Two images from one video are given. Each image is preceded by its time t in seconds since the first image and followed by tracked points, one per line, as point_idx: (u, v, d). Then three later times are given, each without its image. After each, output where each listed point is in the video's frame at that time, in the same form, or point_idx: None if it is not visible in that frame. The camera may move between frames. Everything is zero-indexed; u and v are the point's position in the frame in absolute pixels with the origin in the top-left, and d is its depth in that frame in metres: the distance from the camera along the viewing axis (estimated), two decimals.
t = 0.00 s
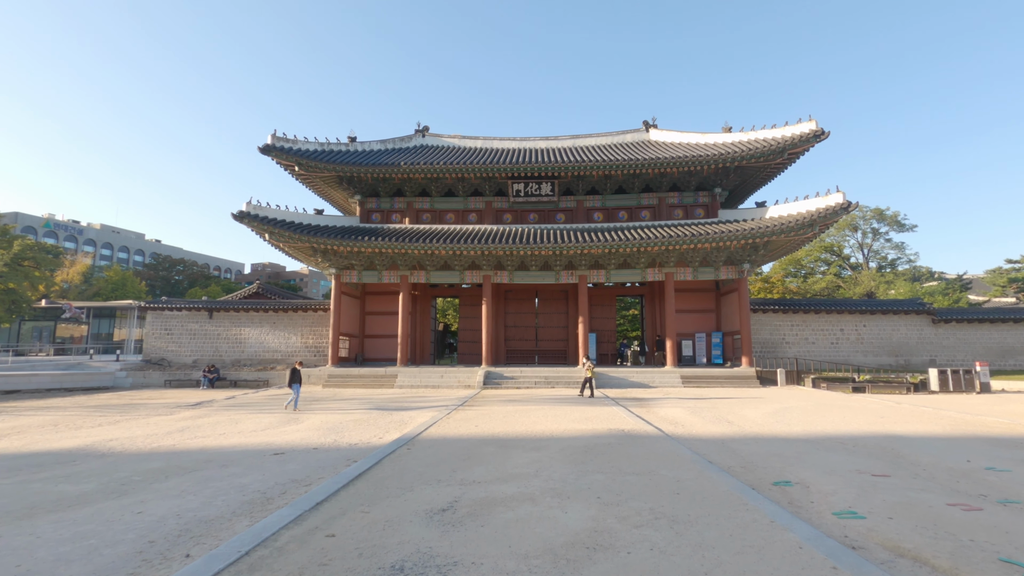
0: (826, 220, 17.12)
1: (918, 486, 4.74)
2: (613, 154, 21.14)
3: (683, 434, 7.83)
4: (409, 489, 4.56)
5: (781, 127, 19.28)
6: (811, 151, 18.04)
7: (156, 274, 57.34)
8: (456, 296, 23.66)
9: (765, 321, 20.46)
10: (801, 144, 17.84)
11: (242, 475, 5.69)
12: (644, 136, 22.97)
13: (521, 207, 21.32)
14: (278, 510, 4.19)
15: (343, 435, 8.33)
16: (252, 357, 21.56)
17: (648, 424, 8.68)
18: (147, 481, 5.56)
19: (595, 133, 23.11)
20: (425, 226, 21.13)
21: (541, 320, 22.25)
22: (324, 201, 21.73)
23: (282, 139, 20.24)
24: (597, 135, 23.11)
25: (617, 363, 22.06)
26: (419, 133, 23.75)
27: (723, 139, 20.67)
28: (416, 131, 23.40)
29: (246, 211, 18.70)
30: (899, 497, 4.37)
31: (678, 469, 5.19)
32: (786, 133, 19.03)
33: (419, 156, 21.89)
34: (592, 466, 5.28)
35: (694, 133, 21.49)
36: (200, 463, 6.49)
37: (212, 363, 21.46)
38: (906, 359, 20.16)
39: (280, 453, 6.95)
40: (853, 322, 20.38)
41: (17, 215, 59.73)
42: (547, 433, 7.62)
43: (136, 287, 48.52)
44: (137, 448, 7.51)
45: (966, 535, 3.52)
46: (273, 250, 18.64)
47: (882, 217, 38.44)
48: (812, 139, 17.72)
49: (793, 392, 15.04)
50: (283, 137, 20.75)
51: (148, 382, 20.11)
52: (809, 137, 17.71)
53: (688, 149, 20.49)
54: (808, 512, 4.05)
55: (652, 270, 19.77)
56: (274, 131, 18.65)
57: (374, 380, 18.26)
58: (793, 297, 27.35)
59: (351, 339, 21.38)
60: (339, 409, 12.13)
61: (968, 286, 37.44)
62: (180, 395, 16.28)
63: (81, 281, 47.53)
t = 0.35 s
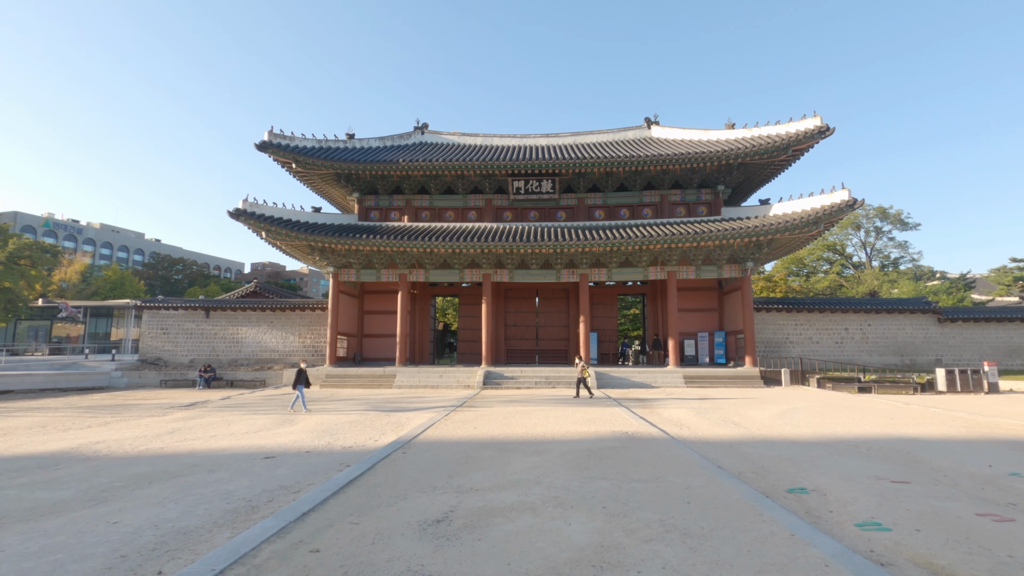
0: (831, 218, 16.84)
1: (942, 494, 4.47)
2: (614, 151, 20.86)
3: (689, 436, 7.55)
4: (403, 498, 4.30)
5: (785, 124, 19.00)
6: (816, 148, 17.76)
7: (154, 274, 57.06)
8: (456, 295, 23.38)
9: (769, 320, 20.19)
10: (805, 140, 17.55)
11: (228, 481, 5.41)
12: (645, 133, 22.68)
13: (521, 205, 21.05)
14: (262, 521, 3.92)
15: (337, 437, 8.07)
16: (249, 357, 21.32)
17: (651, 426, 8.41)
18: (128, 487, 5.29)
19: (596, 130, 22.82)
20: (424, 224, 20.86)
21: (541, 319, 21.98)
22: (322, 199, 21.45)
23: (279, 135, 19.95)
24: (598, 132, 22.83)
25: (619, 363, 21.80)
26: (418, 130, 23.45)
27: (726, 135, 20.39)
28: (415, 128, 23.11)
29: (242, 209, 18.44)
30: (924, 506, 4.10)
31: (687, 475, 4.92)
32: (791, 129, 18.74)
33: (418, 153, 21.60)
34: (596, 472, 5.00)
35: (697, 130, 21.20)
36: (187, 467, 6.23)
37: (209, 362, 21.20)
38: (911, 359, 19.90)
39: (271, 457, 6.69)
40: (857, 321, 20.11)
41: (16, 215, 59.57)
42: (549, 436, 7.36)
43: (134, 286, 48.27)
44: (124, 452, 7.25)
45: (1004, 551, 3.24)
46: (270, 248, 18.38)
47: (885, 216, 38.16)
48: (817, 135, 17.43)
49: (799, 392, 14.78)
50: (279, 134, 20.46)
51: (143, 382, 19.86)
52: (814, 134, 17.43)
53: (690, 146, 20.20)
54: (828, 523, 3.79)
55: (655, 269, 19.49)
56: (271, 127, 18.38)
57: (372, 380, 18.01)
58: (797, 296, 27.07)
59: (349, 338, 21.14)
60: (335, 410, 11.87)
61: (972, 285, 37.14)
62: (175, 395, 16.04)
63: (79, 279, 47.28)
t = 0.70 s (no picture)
0: (836, 215, 16.57)
1: (967, 501, 4.21)
2: (616, 148, 20.60)
3: (694, 438, 7.29)
4: (393, 506, 4.04)
5: (789, 120, 18.72)
6: (820, 144, 17.48)
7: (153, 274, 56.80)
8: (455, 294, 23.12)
9: (772, 319, 19.91)
10: (810, 136, 17.28)
11: (212, 487, 5.14)
12: (647, 130, 22.42)
13: (521, 203, 20.79)
14: (241, 531, 3.66)
15: (331, 439, 7.81)
16: (246, 357, 21.07)
17: (655, 427, 8.15)
18: (106, 493, 5.02)
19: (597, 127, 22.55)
20: (423, 222, 20.60)
21: (541, 319, 21.72)
22: (320, 197, 21.20)
23: (276, 132, 19.69)
24: (599, 129, 22.57)
25: (620, 363, 21.54)
26: (417, 127, 23.21)
27: (729, 132, 20.11)
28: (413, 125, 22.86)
29: (238, 207, 18.20)
30: (951, 516, 3.84)
31: (694, 480, 4.67)
32: (795, 125, 18.48)
33: (417, 150, 21.36)
34: (598, 477, 4.73)
35: (699, 127, 20.94)
36: (171, 471, 5.97)
37: (205, 362, 20.95)
38: (916, 359, 19.62)
39: (261, 460, 6.43)
40: (862, 320, 19.83)
41: (16, 215, 59.42)
42: (549, 438, 7.11)
43: (133, 286, 48.01)
44: (108, 454, 6.99)
45: None
46: (266, 246, 18.13)
47: (887, 214, 37.90)
48: (821, 131, 17.17)
49: (804, 392, 14.52)
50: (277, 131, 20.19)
51: (138, 382, 19.61)
52: (819, 130, 17.16)
53: (693, 143, 19.94)
54: (849, 534, 3.53)
55: (656, 267, 19.23)
56: (267, 124, 18.13)
57: (370, 380, 17.75)
58: (799, 295, 26.81)
59: (347, 338, 20.90)
60: (331, 411, 11.63)
61: (976, 284, 36.84)
62: (169, 396, 15.80)
63: (78, 279, 47.06)
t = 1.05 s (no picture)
0: (841, 213, 16.30)
1: (994, 514, 3.94)
2: (617, 145, 20.31)
3: (699, 443, 7.03)
4: (380, 520, 3.76)
5: (793, 117, 18.45)
6: (824, 141, 17.21)
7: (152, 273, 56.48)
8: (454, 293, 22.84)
9: (776, 319, 19.63)
10: (814, 133, 17.01)
11: (191, 496, 4.86)
12: (648, 128, 22.14)
13: (521, 201, 20.52)
14: (214, 548, 3.38)
15: (323, 443, 7.53)
16: (243, 357, 20.82)
17: (659, 431, 7.86)
18: (79, 503, 4.74)
19: (598, 125, 22.27)
20: (421, 221, 20.33)
21: (541, 318, 21.45)
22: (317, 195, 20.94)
23: (272, 129, 19.41)
24: (600, 126, 22.29)
25: (621, 363, 21.26)
26: (416, 125, 22.93)
27: (732, 129, 19.84)
28: (412, 123, 22.60)
29: (233, 205, 17.93)
30: (980, 531, 3.57)
31: (702, 491, 4.40)
32: (798, 123, 18.20)
33: (415, 148, 21.08)
34: (600, 487, 4.45)
35: (701, 124, 20.66)
36: (152, 478, 5.69)
37: (201, 362, 20.68)
38: (922, 359, 19.34)
39: (247, 466, 6.16)
40: (867, 320, 19.55)
41: (15, 215, 59.22)
42: (549, 442, 6.83)
43: (132, 285, 47.72)
44: (90, 459, 6.72)
45: None
46: (262, 245, 17.87)
47: (891, 213, 37.54)
48: (825, 128, 16.90)
49: (809, 394, 14.23)
50: (273, 128, 19.90)
51: (133, 383, 19.36)
52: (823, 127, 16.89)
53: (694, 141, 19.66)
54: (873, 552, 3.25)
55: (658, 266, 18.95)
56: (263, 120, 17.86)
57: (368, 381, 17.49)
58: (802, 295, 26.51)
59: (345, 338, 20.63)
60: (326, 412, 11.36)
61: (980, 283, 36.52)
62: (162, 397, 15.55)
63: (75, 278, 46.80)
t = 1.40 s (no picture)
0: (847, 211, 16.03)
1: None
2: (619, 143, 20.07)
3: (707, 446, 6.76)
4: (371, 531, 3.50)
5: (798, 114, 18.19)
6: (830, 138, 16.95)
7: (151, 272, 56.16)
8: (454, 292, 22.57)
9: (780, 319, 19.36)
10: (820, 130, 16.75)
11: (173, 503, 4.59)
12: (651, 125, 21.87)
13: (521, 199, 20.25)
14: (190, 562, 3.12)
15: (317, 445, 7.27)
16: (240, 356, 20.56)
17: (664, 433, 7.60)
18: (53, 510, 4.47)
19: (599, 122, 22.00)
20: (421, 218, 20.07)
21: (542, 318, 21.19)
22: (315, 193, 20.69)
23: (270, 125, 19.15)
24: (601, 124, 22.02)
25: (623, 363, 20.99)
26: (415, 122, 22.67)
27: (735, 126, 19.58)
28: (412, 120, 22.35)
29: (230, 202, 17.68)
30: (1019, 545, 3.30)
31: (714, 498, 4.14)
32: (803, 120, 17.94)
33: (415, 144, 20.82)
34: (606, 495, 4.18)
35: (705, 121, 20.40)
36: (135, 482, 5.43)
37: (197, 361, 20.42)
38: (928, 360, 19.06)
39: (236, 470, 5.90)
40: (872, 320, 19.27)
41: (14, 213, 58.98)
42: (551, 446, 6.57)
43: (130, 285, 47.44)
44: (73, 462, 6.45)
45: None
46: (260, 242, 17.61)
47: (894, 212, 37.26)
48: (831, 125, 16.64)
49: (816, 395, 13.94)
50: (271, 124, 19.63)
51: (128, 382, 19.10)
52: (829, 123, 16.63)
53: (698, 138, 19.40)
54: (906, 569, 2.99)
55: (661, 265, 18.68)
56: (261, 116, 17.61)
57: (366, 381, 17.23)
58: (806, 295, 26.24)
59: (343, 337, 20.36)
60: (322, 413, 11.09)
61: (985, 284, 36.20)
62: (157, 396, 15.30)
63: (73, 277, 46.53)
